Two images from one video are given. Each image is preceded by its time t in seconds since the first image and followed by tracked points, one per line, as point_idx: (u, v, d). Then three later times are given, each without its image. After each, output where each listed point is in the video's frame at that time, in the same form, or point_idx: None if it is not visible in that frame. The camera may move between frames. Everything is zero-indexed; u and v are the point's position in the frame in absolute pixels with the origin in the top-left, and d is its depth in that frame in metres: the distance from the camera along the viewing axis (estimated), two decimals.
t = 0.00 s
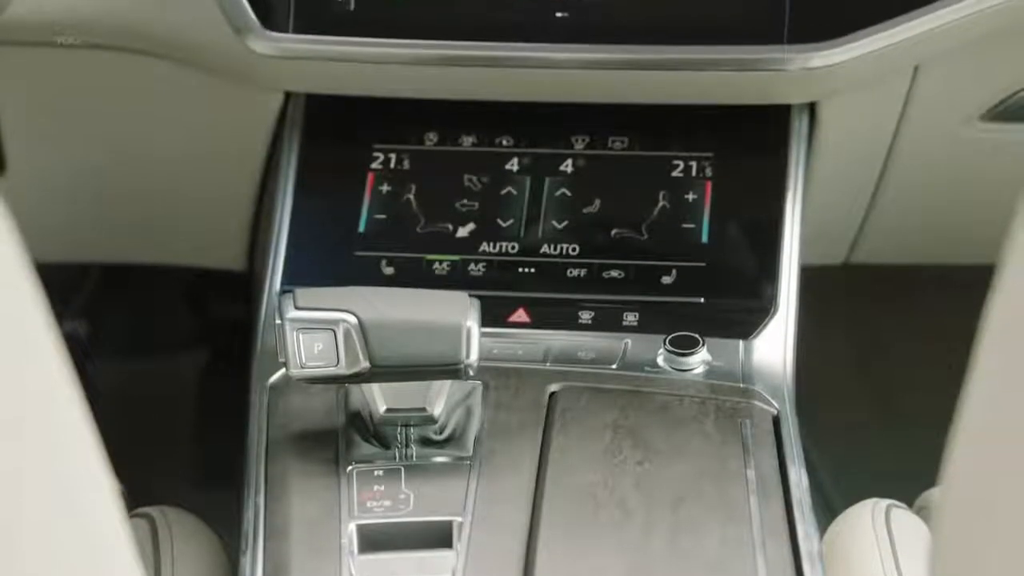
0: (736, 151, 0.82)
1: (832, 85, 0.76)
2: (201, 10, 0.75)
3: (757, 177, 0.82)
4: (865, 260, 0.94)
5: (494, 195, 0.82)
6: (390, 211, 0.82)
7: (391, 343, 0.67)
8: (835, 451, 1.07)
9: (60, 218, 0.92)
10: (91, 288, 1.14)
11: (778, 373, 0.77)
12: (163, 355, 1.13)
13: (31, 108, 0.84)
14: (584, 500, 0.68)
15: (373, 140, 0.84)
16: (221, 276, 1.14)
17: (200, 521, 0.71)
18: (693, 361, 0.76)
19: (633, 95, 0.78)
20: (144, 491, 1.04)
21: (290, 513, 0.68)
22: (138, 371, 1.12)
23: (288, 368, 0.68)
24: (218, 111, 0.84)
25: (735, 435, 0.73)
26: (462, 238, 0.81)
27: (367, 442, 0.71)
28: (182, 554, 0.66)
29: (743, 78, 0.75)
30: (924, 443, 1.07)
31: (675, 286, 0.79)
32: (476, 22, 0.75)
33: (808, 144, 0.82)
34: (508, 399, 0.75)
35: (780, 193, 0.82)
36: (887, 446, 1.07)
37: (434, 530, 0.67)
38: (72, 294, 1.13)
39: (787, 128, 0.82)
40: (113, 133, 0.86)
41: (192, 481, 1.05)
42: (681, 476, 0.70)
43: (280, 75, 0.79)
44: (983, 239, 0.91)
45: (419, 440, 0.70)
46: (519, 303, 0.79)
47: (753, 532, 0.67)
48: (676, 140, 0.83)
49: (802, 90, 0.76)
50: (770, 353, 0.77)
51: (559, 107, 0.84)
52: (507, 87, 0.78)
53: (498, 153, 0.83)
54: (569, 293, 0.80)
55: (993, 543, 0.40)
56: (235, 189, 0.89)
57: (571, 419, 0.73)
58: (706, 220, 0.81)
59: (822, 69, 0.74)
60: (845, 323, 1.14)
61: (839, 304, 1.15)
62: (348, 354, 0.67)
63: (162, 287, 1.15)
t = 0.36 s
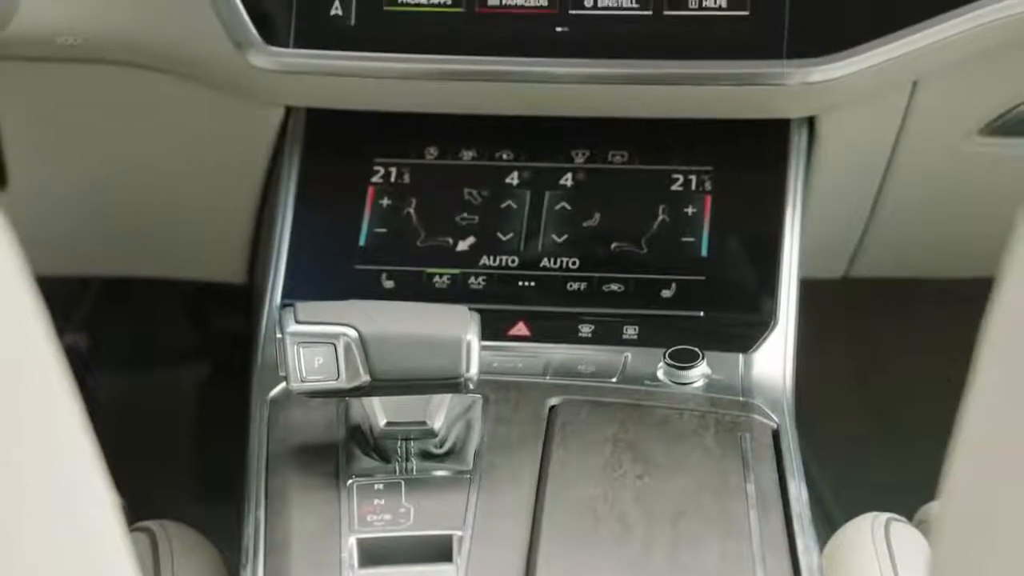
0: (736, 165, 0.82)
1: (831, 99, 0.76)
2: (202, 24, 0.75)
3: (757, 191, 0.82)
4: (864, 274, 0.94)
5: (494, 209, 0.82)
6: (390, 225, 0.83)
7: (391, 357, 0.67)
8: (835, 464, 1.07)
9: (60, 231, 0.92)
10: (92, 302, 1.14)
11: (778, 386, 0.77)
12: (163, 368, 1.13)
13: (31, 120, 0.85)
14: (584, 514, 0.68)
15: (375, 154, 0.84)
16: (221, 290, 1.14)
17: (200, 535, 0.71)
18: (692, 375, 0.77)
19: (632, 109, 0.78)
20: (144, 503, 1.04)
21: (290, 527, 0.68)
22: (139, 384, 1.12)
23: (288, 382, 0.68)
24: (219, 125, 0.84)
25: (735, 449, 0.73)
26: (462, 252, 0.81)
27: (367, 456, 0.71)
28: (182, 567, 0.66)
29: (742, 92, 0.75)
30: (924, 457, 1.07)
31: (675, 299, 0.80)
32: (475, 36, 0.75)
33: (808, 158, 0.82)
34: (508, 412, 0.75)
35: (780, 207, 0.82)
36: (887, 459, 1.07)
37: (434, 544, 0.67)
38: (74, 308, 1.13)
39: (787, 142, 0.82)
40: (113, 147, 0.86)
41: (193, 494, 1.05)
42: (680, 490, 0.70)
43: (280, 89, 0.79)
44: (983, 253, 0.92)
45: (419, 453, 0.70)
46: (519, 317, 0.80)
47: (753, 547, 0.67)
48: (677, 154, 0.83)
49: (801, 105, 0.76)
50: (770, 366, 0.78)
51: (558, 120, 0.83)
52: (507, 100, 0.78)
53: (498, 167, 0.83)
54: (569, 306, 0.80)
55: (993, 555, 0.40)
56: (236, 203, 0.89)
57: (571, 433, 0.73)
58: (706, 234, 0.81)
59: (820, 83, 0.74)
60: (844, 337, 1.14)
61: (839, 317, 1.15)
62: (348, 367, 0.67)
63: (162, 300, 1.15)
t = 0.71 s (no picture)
0: (735, 180, 0.83)
1: (829, 115, 0.76)
2: (203, 40, 0.75)
3: (757, 206, 0.82)
4: (864, 288, 0.95)
5: (494, 224, 0.82)
6: (391, 240, 0.83)
7: (392, 373, 0.68)
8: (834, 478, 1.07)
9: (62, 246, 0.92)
10: (93, 317, 1.15)
11: (777, 401, 0.77)
12: (163, 382, 1.13)
13: (33, 135, 0.85)
14: (584, 529, 0.68)
15: (373, 169, 0.84)
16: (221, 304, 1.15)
17: (200, 549, 0.71)
18: (692, 391, 0.77)
19: (632, 124, 0.78)
20: (144, 516, 1.04)
21: (291, 542, 0.69)
22: (139, 398, 1.12)
23: (289, 397, 0.68)
24: (220, 141, 0.84)
25: (735, 464, 0.73)
26: (462, 267, 0.82)
27: (367, 471, 0.71)
28: None
29: (741, 108, 0.76)
30: (924, 471, 1.07)
31: (675, 314, 0.80)
32: (476, 52, 0.76)
33: (807, 173, 0.83)
34: (508, 428, 0.75)
35: (779, 222, 0.82)
36: (886, 473, 1.07)
37: (434, 558, 0.68)
38: (74, 323, 1.14)
39: (786, 156, 0.83)
40: (114, 162, 0.86)
41: (192, 507, 1.05)
42: (680, 505, 0.70)
43: (280, 104, 0.79)
44: (982, 267, 0.92)
45: (419, 468, 0.70)
46: (519, 332, 0.80)
47: (752, 562, 0.68)
48: (675, 168, 0.83)
49: (800, 120, 0.77)
50: (770, 381, 0.78)
51: (558, 136, 0.83)
52: (507, 116, 0.78)
53: (498, 182, 0.83)
54: (569, 321, 0.80)
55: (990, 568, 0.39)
56: (236, 217, 0.90)
57: (570, 448, 0.73)
58: (706, 248, 0.81)
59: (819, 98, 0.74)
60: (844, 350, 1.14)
61: (838, 331, 1.15)
62: (348, 383, 0.68)
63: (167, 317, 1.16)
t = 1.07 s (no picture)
0: (735, 193, 0.83)
1: (827, 129, 0.76)
2: (203, 54, 0.76)
3: (757, 219, 0.83)
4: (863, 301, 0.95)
5: (494, 237, 0.83)
6: (391, 254, 0.83)
7: (391, 386, 0.68)
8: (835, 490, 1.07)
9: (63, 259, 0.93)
10: (94, 331, 1.17)
11: (778, 415, 0.77)
12: (163, 395, 1.13)
13: (33, 148, 0.85)
14: (585, 543, 0.68)
15: (373, 183, 0.85)
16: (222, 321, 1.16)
17: (199, 562, 0.71)
18: (692, 404, 0.77)
19: (632, 137, 0.78)
20: (144, 527, 1.04)
21: (291, 555, 0.68)
22: (139, 410, 1.12)
23: (289, 410, 0.69)
24: (221, 155, 0.85)
25: (735, 478, 0.73)
26: (462, 280, 0.82)
27: (367, 484, 0.71)
28: None
29: (740, 121, 0.76)
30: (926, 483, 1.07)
31: (675, 328, 0.80)
32: (476, 66, 0.76)
33: (807, 185, 0.83)
34: (508, 441, 0.75)
35: (779, 236, 0.82)
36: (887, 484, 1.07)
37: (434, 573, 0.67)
38: (77, 337, 1.16)
39: (786, 169, 0.83)
40: (115, 175, 0.87)
41: (192, 517, 1.04)
42: (680, 518, 0.70)
43: (281, 117, 0.80)
44: (982, 280, 0.92)
45: (419, 481, 0.70)
46: (518, 345, 0.80)
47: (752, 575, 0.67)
48: (676, 182, 0.83)
49: (799, 134, 0.77)
50: (769, 394, 0.78)
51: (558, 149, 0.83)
52: (507, 129, 0.79)
53: (499, 195, 0.83)
54: (569, 334, 0.80)
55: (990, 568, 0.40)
56: (237, 231, 0.90)
57: (570, 461, 0.73)
58: (706, 262, 0.81)
59: (817, 113, 0.75)
60: (845, 361, 1.15)
61: (838, 342, 1.16)
62: (348, 395, 0.69)
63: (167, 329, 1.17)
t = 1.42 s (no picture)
0: (735, 212, 0.83)
1: (826, 149, 0.77)
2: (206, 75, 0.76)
3: (758, 239, 0.83)
4: (862, 320, 0.95)
5: (494, 257, 0.83)
6: (391, 273, 0.83)
7: (390, 404, 0.68)
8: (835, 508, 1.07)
9: (64, 278, 0.93)
10: (94, 349, 1.17)
11: (777, 434, 0.78)
12: (163, 414, 1.13)
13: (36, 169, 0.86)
14: (586, 562, 0.68)
15: (374, 203, 0.85)
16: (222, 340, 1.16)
17: None
18: (692, 423, 0.77)
19: (632, 157, 0.79)
20: (144, 546, 1.04)
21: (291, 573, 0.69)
22: (139, 429, 1.12)
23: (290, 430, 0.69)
24: (222, 175, 0.85)
25: (734, 497, 0.73)
26: (462, 299, 0.82)
27: (367, 503, 0.71)
28: None
29: (740, 141, 0.76)
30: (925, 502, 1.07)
31: (674, 347, 0.80)
32: (476, 87, 0.76)
33: (806, 205, 0.83)
34: (508, 460, 0.75)
35: (778, 256, 0.82)
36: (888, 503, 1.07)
37: None
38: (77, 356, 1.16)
39: (784, 190, 0.83)
40: (116, 194, 0.87)
41: (193, 537, 1.04)
42: (680, 537, 0.70)
43: (282, 137, 0.80)
44: (980, 299, 0.92)
45: (419, 500, 0.70)
46: (519, 364, 0.80)
47: None
48: (676, 202, 0.83)
49: (797, 154, 0.77)
50: (769, 414, 0.78)
51: (559, 170, 0.84)
52: (507, 149, 0.79)
53: (499, 215, 0.84)
54: (569, 354, 0.80)
55: None
56: (237, 250, 0.90)
57: (570, 480, 0.73)
58: (706, 281, 0.82)
59: (815, 133, 0.75)
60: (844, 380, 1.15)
61: (838, 362, 1.15)
62: (349, 415, 0.68)
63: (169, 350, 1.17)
